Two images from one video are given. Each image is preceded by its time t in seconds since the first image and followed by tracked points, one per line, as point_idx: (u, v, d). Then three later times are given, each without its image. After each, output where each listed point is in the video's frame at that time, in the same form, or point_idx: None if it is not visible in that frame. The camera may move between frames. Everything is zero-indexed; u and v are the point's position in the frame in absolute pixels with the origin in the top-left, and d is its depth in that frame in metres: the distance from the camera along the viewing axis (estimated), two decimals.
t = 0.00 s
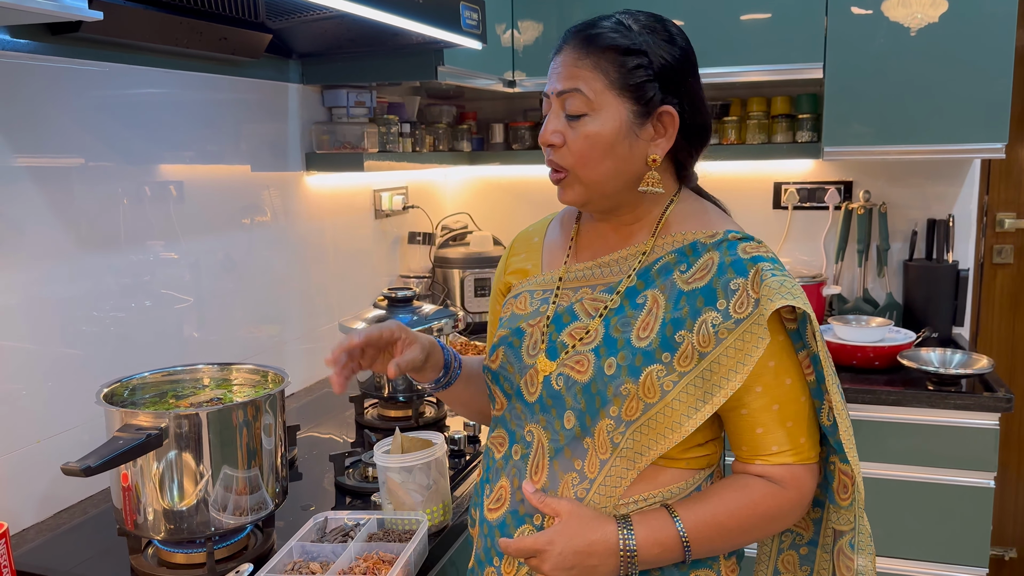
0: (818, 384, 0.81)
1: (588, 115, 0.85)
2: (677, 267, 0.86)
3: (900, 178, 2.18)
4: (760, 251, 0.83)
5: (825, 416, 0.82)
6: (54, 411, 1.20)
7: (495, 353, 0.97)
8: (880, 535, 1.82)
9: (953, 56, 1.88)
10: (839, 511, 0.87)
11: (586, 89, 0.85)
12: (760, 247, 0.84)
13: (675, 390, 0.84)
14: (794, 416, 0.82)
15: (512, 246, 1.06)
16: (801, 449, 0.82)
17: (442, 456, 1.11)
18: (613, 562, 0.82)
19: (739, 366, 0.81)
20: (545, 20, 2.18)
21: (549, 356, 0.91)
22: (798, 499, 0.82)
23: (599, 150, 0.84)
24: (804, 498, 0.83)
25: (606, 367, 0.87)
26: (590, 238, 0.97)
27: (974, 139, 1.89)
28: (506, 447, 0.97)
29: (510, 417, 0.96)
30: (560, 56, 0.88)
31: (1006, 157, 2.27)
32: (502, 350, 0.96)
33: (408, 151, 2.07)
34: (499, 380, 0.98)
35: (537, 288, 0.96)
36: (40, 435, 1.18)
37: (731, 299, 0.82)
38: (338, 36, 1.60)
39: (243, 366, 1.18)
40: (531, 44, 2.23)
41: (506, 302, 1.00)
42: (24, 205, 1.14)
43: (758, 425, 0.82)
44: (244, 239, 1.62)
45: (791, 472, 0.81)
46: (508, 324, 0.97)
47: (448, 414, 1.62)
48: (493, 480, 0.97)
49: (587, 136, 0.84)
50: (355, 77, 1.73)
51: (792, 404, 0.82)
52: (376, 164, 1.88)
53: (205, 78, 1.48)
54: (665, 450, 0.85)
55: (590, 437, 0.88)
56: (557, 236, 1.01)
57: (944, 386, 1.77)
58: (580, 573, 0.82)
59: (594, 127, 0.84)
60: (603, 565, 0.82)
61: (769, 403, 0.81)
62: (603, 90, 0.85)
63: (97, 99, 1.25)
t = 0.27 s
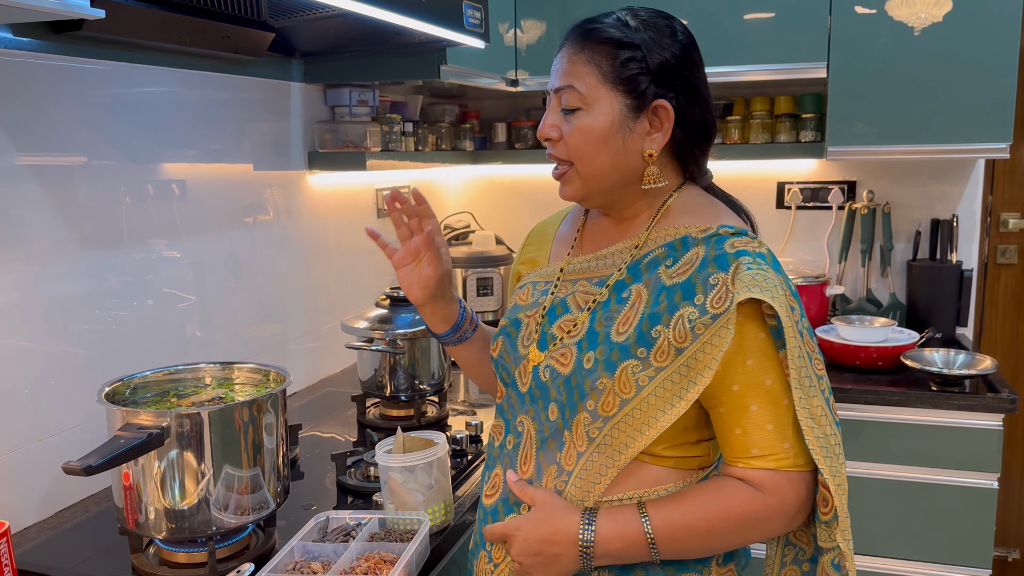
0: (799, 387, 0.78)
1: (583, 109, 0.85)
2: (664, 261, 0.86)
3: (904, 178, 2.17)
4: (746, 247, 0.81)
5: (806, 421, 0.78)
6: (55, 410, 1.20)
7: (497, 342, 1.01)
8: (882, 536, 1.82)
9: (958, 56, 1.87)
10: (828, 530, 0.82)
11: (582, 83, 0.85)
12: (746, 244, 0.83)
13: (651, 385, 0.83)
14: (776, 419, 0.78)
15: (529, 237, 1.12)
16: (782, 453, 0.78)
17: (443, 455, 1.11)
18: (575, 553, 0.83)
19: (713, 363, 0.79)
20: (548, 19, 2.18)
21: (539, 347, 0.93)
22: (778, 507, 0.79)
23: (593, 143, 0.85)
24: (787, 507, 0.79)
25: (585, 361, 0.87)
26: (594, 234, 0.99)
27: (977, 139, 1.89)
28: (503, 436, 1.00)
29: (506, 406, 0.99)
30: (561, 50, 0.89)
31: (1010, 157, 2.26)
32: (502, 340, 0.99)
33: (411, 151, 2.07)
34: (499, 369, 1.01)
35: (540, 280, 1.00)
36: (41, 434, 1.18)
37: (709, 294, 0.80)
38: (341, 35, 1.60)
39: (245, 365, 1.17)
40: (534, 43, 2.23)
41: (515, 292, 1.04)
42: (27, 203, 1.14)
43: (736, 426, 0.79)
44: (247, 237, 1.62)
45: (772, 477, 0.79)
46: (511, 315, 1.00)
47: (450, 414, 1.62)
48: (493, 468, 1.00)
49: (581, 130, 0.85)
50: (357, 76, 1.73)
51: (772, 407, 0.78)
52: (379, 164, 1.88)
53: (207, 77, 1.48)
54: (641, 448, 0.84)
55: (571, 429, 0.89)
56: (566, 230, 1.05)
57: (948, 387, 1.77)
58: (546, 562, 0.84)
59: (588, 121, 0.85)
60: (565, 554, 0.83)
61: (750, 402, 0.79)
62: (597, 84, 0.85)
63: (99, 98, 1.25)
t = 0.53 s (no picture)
0: (784, 391, 0.76)
1: (574, 111, 0.85)
2: (655, 263, 0.86)
3: (908, 178, 2.16)
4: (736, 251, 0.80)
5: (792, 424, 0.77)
6: (55, 409, 1.20)
7: (496, 341, 1.01)
8: (885, 538, 1.81)
9: (963, 55, 1.86)
10: (830, 533, 0.82)
11: (572, 85, 0.85)
12: (738, 246, 0.81)
13: (636, 387, 0.82)
14: (761, 423, 0.76)
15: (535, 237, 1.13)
16: (767, 458, 0.77)
17: (444, 455, 1.10)
18: (554, 547, 0.83)
19: (696, 366, 0.78)
20: (552, 18, 2.18)
21: (534, 347, 0.93)
22: (760, 513, 0.77)
23: (585, 145, 0.85)
24: (769, 513, 0.78)
25: (574, 362, 0.87)
26: (592, 235, 0.99)
27: (983, 139, 1.88)
28: (501, 434, 1.00)
29: (502, 404, 0.99)
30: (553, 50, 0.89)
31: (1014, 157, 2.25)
32: (500, 339, 0.99)
33: (413, 150, 2.07)
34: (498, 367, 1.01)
35: (540, 280, 1.00)
36: (42, 433, 1.18)
37: (695, 297, 0.80)
38: (343, 33, 1.59)
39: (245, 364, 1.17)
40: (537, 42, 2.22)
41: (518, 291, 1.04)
42: (28, 202, 1.14)
43: (720, 429, 0.78)
44: (249, 236, 1.62)
45: (755, 481, 0.77)
46: (510, 314, 1.00)
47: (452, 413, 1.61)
48: (490, 467, 1.00)
49: (573, 132, 0.85)
50: (359, 75, 1.73)
51: (756, 410, 0.77)
52: (381, 163, 1.87)
53: (209, 75, 1.48)
54: (627, 449, 0.83)
55: (559, 429, 0.89)
56: (569, 230, 1.05)
57: (951, 388, 1.76)
58: (527, 555, 0.84)
59: (579, 123, 0.84)
60: (546, 549, 0.83)
61: (735, 406, 0.77)
62: (587, 85, 0.84)
63: (100, 96, 1.25)
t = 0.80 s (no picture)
0: (785, 385, 0.75)
1: (573, 109, 0.84)
2: (653, 261, 0.85)
3: (912, 178, 2.15)
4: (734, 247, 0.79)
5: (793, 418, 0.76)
6: (56, 408, 1.20)
7: (495, 341, 1.00)
8: (888, 539, 1.80)
9: (968, 54, 1.85)
10: (822, 524, 0.82)
11: (571, 83, 0.85)
12: (737, 242, 0.81)
13: (637, 384, 0.82)
14: (762, 418, 0.76)
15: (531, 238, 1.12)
16: (769, 453, 0.76)
17: (445, 454, 1.10)
18: (559, 546, 0.82)
19: (697, 363, 0.77)
20: (555, 17, 2.17)
21: (534, 346, 0.92)
22: (763, 508, 0.76)
23: (583, 143, 0.84)
24: (772, 507, 0.77)
25: (575, 360, 0.87)
26: (590, 234, 0.98)
27: (987, 139, 1.87)
28: (501, 434, 0.99)
29: (502, 403, 0.99)
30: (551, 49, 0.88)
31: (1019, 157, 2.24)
32: (500, 339, 0.98)
33: (416, 148, 2.07)
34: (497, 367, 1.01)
35: (538, 280, 0.99)
36: (43, 432, 1.17)
37: (694, 294, 0.79)
38: (345, 32, 1.59)
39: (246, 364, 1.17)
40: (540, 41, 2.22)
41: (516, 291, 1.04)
42: (30, 200, 1.13)
43: (721, 425, 0.78)
44: (251, 235, 1.62)
45: (757, 476, 0.76)
46: (508, 314, 1.00)
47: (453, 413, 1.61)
48: (490, 467, 1.00)
49: (571, 130, 0.84)
50: (361, 73, 1.73)
51: (757, 405, 0.76)
52: (384, 162, 1.87)
53: (211, 74, 1.47)
54: (629, 447, 0.83)
55: (561, 428, 0.89)
56: (565, 230, 1.05)
57: (955, 389, 1.75)
58: (532, 555, 0.83)
59: (578, 121, 0.84)
60: (550, 547, 0.82)
61: (736, 401, 0.77)
62: (586, 84, 0.84)
63: (102, 95, 1.25)
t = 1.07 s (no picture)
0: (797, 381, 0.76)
1: (580, 108, 0.83)
2: (661, 259, 0.85)
3: (916, 179, 2.15)
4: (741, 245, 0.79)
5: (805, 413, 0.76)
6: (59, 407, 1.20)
7: (497, 342, 1.00)
8: (892, 541, 1.80)
9: (973, 55, 1.85)
10: (824, 515, 0.81)
11: (577, 83, 0.84)
12: (744, 241, 0.81)
13: (649, 382, 0.81)
14: (773, 414, 0.76)
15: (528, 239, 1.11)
16: (780, 449, 0.76)
17: (448, 455, 1.10)
18: (573, 545, 0.81)
19: (710, 361, 0.77)
20: (558, 17, 2.17)
21: (540, 347, 0.92)
22: (774, 502, 0.77)
23: (591, 143, 0.83)
24: (783, 500, 0.77)
25: (585, 359, 0.86)
26: (592, 233, 0.98)
27: (991, 140, 1.86)
28: (505, 435, 0.99)
29: (507, 404, 0.98)
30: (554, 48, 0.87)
31: None
32: (502, 340, 0.98)
33: (419, 148, 2.07)
34: (499, 368, 1.00)
35: (540, 281, 0.99)
36: (45, 431, 1.17)
37: (705, 292, 0.79)
38: (349, 31, 1.59)
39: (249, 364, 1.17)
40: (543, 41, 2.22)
41: (516, 293, 1.03)
42: (34, 199, 1.13)
43: (733, 421, 0.78)
44: (254, 234, 1.62)
45: (769, 471, 0.77)
46: (511, 315, 0.99)
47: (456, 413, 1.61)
48: (494, 467, 0.99)
49: (578, 129, 0.83)
50: (364, 72, 1.73)
51: (768, 401, 0.76)
52: (387, 161, 1.87)
53: (215, 74, 1.47)
54: (641, 444, 0.82)
55: (571, 428, 0.88)
56: (564, 231, 1.05)
57: (959, 390, 1.75)
58: (545, 555, 0.82)
59: (586, 120, 0.83)
60: (564, 547, 0.81)
61: (747, 398, 0.77)
62: (593, 83, 0.83)
63: (106, 94, 1.25)
